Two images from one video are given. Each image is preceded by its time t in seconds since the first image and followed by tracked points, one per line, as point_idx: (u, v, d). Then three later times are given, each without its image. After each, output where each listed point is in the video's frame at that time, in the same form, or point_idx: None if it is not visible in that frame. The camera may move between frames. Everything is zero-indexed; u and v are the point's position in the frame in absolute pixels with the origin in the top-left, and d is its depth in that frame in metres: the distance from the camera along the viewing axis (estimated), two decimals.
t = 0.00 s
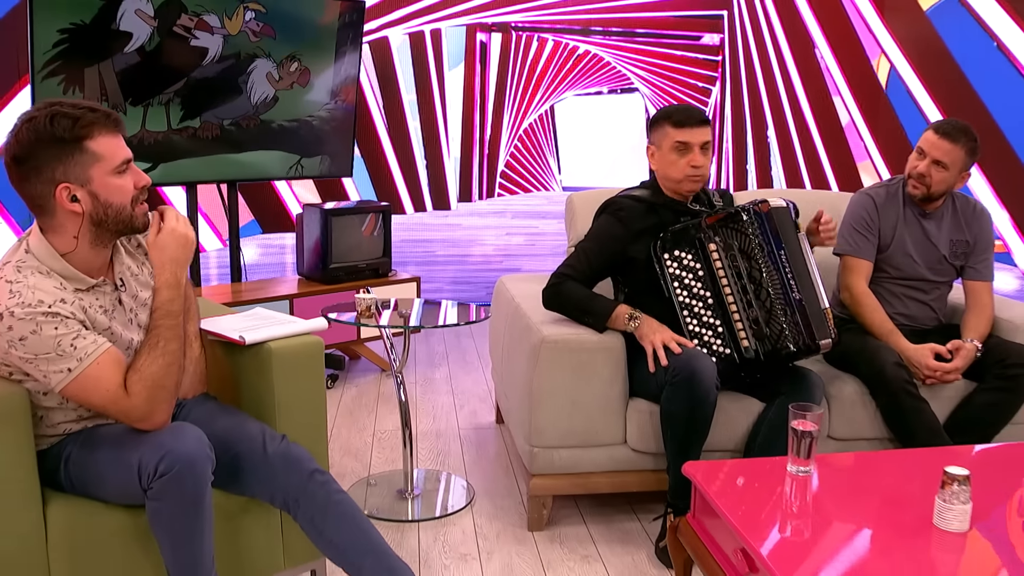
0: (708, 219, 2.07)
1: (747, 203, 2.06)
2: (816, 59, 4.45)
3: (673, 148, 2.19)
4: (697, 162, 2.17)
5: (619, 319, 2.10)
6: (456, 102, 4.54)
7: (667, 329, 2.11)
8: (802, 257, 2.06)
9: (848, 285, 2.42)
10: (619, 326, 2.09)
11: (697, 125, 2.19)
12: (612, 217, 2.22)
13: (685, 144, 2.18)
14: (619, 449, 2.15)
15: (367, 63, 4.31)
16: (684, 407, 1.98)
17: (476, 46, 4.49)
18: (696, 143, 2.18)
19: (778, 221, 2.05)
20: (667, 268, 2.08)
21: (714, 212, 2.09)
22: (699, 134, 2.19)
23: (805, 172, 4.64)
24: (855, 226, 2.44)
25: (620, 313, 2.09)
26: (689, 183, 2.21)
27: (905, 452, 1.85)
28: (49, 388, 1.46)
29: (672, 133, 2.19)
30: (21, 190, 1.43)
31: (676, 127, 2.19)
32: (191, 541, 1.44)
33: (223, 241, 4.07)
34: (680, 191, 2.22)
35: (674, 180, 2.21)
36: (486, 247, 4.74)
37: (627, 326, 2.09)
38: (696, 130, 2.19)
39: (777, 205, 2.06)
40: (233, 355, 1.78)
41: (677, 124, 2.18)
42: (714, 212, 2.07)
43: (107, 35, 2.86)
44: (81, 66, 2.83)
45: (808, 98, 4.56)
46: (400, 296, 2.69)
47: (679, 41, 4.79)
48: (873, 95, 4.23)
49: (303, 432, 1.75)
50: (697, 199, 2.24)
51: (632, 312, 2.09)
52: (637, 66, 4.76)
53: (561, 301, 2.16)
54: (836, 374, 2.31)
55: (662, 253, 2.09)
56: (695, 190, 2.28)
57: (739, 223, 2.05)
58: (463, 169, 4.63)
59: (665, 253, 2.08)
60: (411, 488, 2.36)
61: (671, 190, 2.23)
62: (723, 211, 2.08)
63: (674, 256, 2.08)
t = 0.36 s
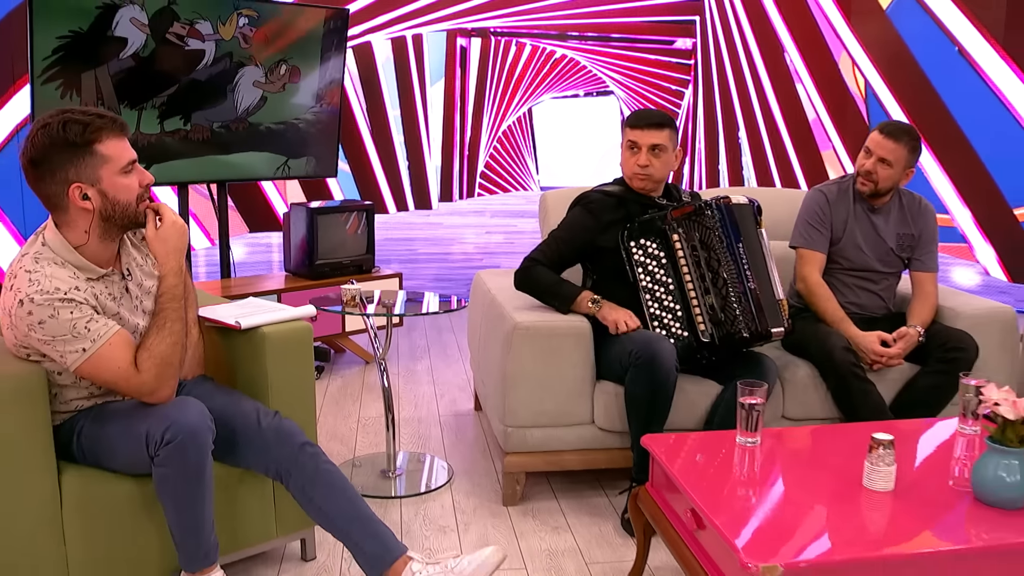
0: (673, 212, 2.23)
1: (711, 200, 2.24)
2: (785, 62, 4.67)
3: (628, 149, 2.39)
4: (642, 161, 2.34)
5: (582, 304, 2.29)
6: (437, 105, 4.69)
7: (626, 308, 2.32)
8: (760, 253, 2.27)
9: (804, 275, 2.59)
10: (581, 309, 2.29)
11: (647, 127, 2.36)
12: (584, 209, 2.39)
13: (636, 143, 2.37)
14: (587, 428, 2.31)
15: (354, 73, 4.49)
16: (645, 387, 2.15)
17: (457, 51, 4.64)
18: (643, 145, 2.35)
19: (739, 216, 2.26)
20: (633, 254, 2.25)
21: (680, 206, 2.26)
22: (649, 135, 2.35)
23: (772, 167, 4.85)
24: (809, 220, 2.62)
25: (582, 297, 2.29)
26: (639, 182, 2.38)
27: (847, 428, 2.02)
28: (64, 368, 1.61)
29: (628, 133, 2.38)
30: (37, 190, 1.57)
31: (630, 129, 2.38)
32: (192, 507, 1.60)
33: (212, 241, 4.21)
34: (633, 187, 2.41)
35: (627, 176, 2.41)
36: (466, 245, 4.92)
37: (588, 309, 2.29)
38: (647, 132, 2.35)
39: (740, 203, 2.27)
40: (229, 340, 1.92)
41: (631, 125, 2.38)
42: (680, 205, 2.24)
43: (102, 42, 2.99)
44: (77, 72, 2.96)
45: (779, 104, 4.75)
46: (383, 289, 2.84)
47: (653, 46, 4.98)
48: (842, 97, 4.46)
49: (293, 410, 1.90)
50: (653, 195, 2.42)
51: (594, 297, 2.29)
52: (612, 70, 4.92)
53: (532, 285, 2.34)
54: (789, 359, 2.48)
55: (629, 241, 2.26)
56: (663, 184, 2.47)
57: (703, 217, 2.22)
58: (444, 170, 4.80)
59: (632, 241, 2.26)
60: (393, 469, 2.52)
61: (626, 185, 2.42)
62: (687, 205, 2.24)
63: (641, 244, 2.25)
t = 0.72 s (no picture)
0: (666, 214, 2.35)
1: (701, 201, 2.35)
2: (785, 68, 4.80)
3: (621, 156, 2.50)
4: (635, 169, 2.47)
5: (597, 302, 2.46)
6: (445, 109, 4.86)
7: (626, 301, 2.48)
8: (749, 252, 2.44)
9: (793, 273, 2.72)
10: (597, 306, 2.46)
11: (638, 135, 2.47)
12: (581, 214, 2.52)
13: (629, 152, 2.48)
14: (585, 417, 2.44)
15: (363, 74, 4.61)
16: (637, 377, 2.28)
17: (464, 57, 4.79)
18: (636, 153, 2.47)
19: (731, 218, 2.42)
20: (628, 255, 2.38)
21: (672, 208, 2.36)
22: (639, 144, 2.47)
23: (774, 172, 4.93)
24: (798, 220, 2.74)
25: (597, 295, 2.46)
26: (633, 187, 2.50)
27: (829, 416, 2.14)
28: (99, 352, 1.75)
29: (619, 142, 2.50)
30: (76, 188, 1.71)
31: (620, 137, 2.49)
32: (214, 482, 1.74)
33: (227, 241, 4.34)
34: (628, 192, 2.53)
35: (622, 181, 2.53)
36: (473, 246, 5.05)
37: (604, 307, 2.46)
38: (638, 141, 2.47)
39: (731, 204, 2.44)
40: (249, 331, 2.07)
41: (623, 134, 2.49)
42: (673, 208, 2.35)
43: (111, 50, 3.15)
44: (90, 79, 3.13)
45: (779, 106, 4.89)
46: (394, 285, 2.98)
47: (656, 52, 5.09)
48: (841, 103, 4.65)
49: (309, 396, 2.03)
50: (647, 199, 2.54)
51: (607, 299, 2.46)
52: (616, 75, 5.06)
53: (541, 292, 2.45)
54: (779, 353, 2.60)
55: (624, 243, 2.38)
56: (656, 186, 2.59)
57: (694, 219, 2.34)
58: (453, 172, 4.95)
59: (627, 243, 2.38)
60: (402, 456, 2.65)
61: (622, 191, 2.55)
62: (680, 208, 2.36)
63: (635, 246, 2.37)
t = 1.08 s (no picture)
0: (651, 218, 2.44)
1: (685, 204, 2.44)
2: (783, 71, 4.88)
3: (603, 160, 2.60)
4: (615, 172, 2.56)
5: (591, 300, 2.54)
6: (448, 110, 4.94)
7: (615, 300, 2.55)
8: (734, 251, 2.49)
9: (783, 270, 2.81)
10: (591, 303, 2.54)
11: (619, 138, 2.56)
12: (570, 218, 2.63)
13: (609, 155, 2.58)
14: (581, 408, 2.53)
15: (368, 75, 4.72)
16: (628, 371, 2.36)
17: (468, 60, 4.89)
18: (616, 156, 2.56)
19: (715, 218, 2.47)
20: (614, 260, 2.44)
21: (656, 211, 2.45)
22: (620, 147, 2.56)
23: (771, 172, 4.99)
24: (788, 219, 2.84)
25: (590, 292, 2.54)
26: (622, 187, 2.60)
27: (815, 407, 2.23)
28: (117, 342, 1.85)
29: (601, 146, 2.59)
30: (97, 187, 1.82)
31: (602, 141, 2.59)
32: (228, 466, 1.84)
33: (234, 241, 4.45)
34: (613, 194, 2.63)
35: (606, 183, 2.63)
36: (476, 246, 5.13)
37: (598, 302, 2.54)
38: (617, 144, 2.56)
39: (712, 203, 2.47)
40: (259, 323, 2.17)
41: (603, 139, 2.58)
42: (657, 211, 2.44)
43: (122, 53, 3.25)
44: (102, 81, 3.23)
45: (776, 109, 4.94)
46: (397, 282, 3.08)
47: (655, 55, 5.19)
48: (838, 105, 4.74)
49: (316, 385, 2.13)
50: (631, 199, 2.64)
51: (600, 295, 2.54)
52: (616, 78, 5.15)
53: (536, 293, 2.54)
54: (769, 347, 2.70)
55: (611, 248, 2.44)
56: (641, 185, 2.69)
57: (679, 222, 2.44)
58: (455, 173, 5.04)
59: (613, 248, 2.44)
60: (405, 447, 2.75)
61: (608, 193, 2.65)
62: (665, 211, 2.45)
63: (621, 251, 2.43)
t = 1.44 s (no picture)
0: (643, 218, 2.50)
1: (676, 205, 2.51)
2: (772, 72, 4.95)
3: (599, 161, 2.65)
4: (612, 173, 2.63)
5: (581, 296, 2.61)
6: (442, 111, 5.00)
7: (605, 297, 2.61)
8: (721, 251, 2.53)
9: (768, 267, 2.88)
10: (581, 301, 2.61)
11: (616, 140, 2.62)
12: (564, 217, 2.69)
13: (606, 156, 2.63)
14: (571, 402, 2.60)
15: (363, 81, 4.82)
16: (618, 364, 2.44)
17: (461, 62, 4.96)
18: (613, 157, 2.62)
19: (704, 220, 2.52)
20: (605, 258, 2.51)
21: (648, 211, 2.52)
22: (616, 149, 2.62)
23: (761, 171, 5.07)
24: (773, 218, 2.90)
25: (581, 291, 2.60)
26: (617, 189, 2.67)
27: (797, 399, 2.30)
28: (121, 336, 1.91)
29: (598, 147, 2.65)
30: (104, 187, 1.88)
31: (599, 143, 2.64)
32: (229, 456, 1.91)
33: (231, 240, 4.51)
34: (608, 194, 2.70)
35: (601, 184, 2.69)
36: (469, 245, 5.19)
37: (588, 300, 2.61)
38: (614, 146, 2.62)
39: (703, 204, 2.53)
40: (257, 319, 2.23)
41: (599, 140, 2.64)
42: (648, 211, 2.51)
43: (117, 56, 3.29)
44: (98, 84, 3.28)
45: (766, 109, 5.03)
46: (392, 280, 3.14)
47: (646, 56, 5.24)
48: (827, 107, 4.82)
49: (314, 379, 2.19)
50: (625, 199, 2.70)
51: (590, 291, 2.61)
52: (608, 79, 5.21)
53: (529, 289, 2.61)
54: (755, 343, 2.77)
55: (602, 246, 2.50)
56: (635, 186, 2.76)
57: (670, 222, 2.51)
58: (449, 173, 5.10)
59: (605, 246, 2.50)
60: (399, 440, 2.81)
61: (603, 193, 2.71)
62: (655, 212, 2.52)
63: (613, 249, 2.50)
